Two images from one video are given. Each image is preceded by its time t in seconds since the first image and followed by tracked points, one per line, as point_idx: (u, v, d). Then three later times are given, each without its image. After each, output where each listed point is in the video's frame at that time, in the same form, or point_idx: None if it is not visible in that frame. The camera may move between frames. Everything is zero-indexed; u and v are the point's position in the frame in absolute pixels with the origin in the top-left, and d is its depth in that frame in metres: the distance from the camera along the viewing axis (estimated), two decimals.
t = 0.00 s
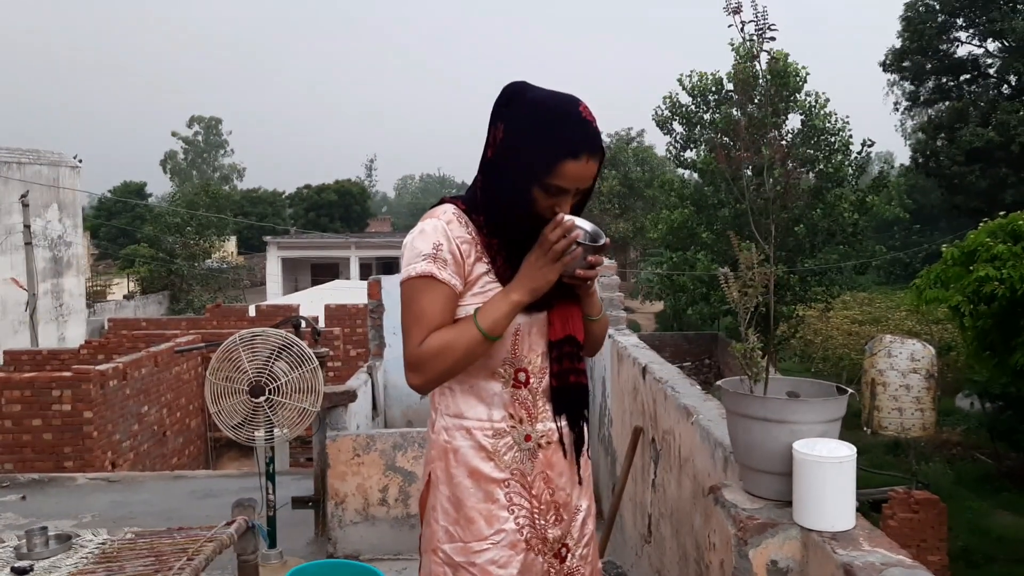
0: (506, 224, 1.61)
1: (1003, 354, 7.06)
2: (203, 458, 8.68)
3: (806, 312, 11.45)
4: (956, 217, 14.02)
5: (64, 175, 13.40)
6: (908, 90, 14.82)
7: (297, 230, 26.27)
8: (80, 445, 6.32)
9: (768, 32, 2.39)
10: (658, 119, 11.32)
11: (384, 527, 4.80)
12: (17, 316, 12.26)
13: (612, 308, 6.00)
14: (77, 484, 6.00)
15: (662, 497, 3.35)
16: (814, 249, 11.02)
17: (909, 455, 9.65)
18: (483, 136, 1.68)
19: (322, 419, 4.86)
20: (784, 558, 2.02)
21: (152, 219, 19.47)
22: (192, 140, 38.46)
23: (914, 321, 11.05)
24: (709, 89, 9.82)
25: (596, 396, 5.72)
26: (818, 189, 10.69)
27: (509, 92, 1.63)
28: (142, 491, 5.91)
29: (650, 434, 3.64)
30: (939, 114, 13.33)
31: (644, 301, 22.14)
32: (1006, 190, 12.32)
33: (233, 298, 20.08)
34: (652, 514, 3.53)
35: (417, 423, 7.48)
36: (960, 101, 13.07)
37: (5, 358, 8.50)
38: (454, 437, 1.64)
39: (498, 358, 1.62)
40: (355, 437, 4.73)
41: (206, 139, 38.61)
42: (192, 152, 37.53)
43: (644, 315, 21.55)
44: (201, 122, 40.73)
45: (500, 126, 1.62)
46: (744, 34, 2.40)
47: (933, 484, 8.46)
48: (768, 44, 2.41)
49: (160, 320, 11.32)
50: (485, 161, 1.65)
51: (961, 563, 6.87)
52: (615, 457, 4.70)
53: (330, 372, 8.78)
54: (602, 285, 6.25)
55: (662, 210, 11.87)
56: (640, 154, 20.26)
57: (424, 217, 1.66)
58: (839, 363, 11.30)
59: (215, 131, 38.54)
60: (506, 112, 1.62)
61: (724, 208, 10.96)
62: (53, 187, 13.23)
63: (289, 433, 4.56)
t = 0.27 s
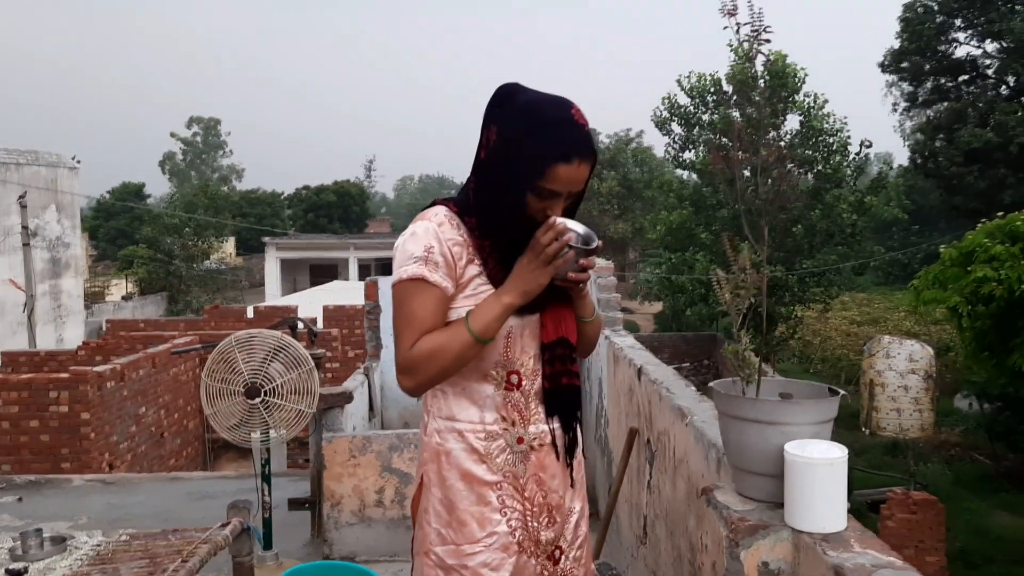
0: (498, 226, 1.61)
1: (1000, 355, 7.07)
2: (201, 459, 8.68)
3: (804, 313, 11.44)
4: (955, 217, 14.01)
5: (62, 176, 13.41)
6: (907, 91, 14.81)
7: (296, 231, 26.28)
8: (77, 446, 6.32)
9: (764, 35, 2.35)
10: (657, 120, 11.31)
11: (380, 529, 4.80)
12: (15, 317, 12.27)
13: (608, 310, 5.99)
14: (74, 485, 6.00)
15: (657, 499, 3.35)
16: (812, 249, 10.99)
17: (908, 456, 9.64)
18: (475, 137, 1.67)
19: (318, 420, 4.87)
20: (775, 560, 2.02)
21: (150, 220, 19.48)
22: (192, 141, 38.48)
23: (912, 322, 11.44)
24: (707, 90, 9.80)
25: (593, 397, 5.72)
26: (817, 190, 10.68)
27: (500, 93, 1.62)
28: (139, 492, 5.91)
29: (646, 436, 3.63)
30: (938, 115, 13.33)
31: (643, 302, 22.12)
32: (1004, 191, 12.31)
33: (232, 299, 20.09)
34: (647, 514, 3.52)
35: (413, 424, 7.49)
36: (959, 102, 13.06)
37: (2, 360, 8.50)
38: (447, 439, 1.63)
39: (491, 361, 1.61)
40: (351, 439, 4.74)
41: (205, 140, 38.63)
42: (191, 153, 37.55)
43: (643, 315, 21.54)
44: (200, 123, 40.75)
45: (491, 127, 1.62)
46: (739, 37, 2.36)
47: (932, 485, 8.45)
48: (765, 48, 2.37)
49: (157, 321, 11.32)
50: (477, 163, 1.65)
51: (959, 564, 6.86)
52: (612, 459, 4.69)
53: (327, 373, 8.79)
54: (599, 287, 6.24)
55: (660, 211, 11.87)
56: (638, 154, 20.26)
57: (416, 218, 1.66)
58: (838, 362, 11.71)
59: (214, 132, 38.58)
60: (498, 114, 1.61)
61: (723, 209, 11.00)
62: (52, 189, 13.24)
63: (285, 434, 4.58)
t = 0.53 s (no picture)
0: (483, 231, 1.60)
1: (987, 357, 7.14)
2: (188, 463, 8.64)
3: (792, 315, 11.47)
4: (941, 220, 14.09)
5: (48, 178, 13.32)
6: (893, 94, 14.89)
7: (285, 232, 26.21)
8: (63, 451, 6.28)
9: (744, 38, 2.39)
10: (646, 123, 11.33)
11: (366, 533, 4.80)
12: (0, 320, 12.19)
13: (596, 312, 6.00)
14: (59, 490, 5.96)
15: (643, 502, 3.35)
16: (800, 252, 10.95)
17: (895, 457, 9.70)
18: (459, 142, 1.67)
19: (304, 424, 4.86)
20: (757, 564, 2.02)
21: (138, 222, 19.39)
22: (180, 142, 38.31)
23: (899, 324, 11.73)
24: (696, 93, 9.82)
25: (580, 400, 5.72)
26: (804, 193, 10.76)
27: (485, 99, 1.62)
28: (125, 497, 5.88)
29: (632, 439, 3.64)
30: (924, 118, 13.42)
31: (632, 304, 22.16)
32: (990, 194, 12.39)
33: (219, 301, 20.00)
34: (634, 518, 3.52)
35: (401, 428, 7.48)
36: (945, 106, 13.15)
37: None
38: (431, 444, 1.63)
39: (475, 366, 1.60)
40: (338, 443, 4.74)
41: (193, 142, 38.47)
42: (179, 155, 37.40)
43: (632, 317, 21.56)
44: (188, 124, 40.59)
45: (475, 132, 1.61)
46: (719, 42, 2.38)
47: (918, 487, 8.49)
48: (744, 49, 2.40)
49: (144, 324, 11.26)
50: (461, 168, 1.64)
51: (945, 565, 6.90)
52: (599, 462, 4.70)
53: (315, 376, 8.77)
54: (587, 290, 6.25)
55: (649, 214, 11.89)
56: (627, 156, 20.29)
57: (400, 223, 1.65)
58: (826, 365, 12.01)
59: (202, 134, 38.43)
60: (482, 119, 1.61)
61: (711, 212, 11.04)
62: (38, 191, 13.16)
63: (272, 438, 4.56)
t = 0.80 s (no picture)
0: (473, 234, 1.60)
1: (979, 360, 7.17)
2: (181, 466, 8.63)
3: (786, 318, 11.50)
4: (934, 224, 14.14)
5: (41, 181, 13.30)
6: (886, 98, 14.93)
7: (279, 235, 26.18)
8: (55, 454, 6.26)
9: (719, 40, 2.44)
10: (639, 126, 11.34)
11: (358, 536, 4.82)
12: None
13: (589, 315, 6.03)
14: (51, 493, 5.94)
15: (635, 505, 3.35)
16: (794, 255, 10.95)
17: (888, 461, 9.73)
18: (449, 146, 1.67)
19: (297, 427, 4.88)
20: (746, 566, 2.02)
21: (131, 225, 19.35)
22: (174, 145, 38.26)
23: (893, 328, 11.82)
24: (689, 97, 9.83)
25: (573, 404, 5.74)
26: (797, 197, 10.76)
27: (475, 103, 1.63)
28: (117, 501, 5.86)
29: (624, 442, 3.64)
30: (917, 122, 13.47)
31: (627, 307, 22.18)
32: (982, 198, 12.45)
33: (213, 305, 19.97)
34: (626, 521, 3.53)
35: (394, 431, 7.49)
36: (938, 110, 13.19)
37: None
38: (421, 446, 1.62)
39: (465, 368, 1.60)
40: (331, 446, 4.77)
41: (188, 144, 38.41)
42: (174, 158, 37.34)
43: (627, 321, 21.59)
44: (182, 127, 40.51)
45: (465, 136, 1.62)
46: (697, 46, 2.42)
47: (912, 490, 8.51)
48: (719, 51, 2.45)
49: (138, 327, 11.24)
50: (451, 171, 1.65)
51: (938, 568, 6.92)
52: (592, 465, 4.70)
53: (309, 379, 8.77)
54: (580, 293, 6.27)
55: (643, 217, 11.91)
56: (622, 160, 20.31)
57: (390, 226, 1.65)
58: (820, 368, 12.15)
59: (196, 137, 38.36)
60: (472, 122, 1.62)
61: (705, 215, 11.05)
62: (31, 194, 13.12)
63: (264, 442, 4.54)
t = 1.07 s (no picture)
0: (472, 238, 1.60)
1: (975, 364, 7.20)
2: (177, 470, 8.61)
3: (782, 322, 11.50)
4: (930, 228, 14.19)
5: (37, 183, 13.25)
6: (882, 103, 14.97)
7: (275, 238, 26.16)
8: (51, 457, 6.24)
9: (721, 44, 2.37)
10: (636, 130, 11.35)
11: (355, 540, 4.82)
12: None
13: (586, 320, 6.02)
14: (46, 497, 5.92)
15: (632, 509, 3.35)
16: (791, 259, 10.95)
17: (884, 464, 9.76)
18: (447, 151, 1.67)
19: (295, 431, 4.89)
20: (745, 571, 2.02)
21: (127, 228, 19.31)
22: (170, 148, 38.20)
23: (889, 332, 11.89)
24: (686, 101, 9.83)
25: (570, 408, 5.74)
26: (793, 200, 10.78)
27: (474, 108, 1.64)
28: (113, 504, 5.85)
29: (621, 446, 3.65)
30: (913, 126, 13.51)
31: (623, 311, 22.19)
32: (978, 202, 12.49)
33: (208, 308, 19.94)
34: (623, 525, 3.53)
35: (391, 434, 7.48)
36: (934, 114, 13.24)
37: None
38: (420, 450, 1.62)
39: (464, 372, 1.60)
40: (328, 450, 4.78)
41: (184, 147, 38.38)
42: (170, 160, 37.32)
43: (623, 324, 21.60)
44: (178, 129, 40.48)
45: (463, 140, 1.62)
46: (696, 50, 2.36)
47: (907, 494, 8.54)
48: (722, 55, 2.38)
49: (134, 330, 11.21)
50: (449, 175, 1.65)
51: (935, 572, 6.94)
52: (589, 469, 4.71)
53: (306, 383, 8.77)
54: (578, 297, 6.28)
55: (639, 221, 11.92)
56: (618, 163, 20.33)
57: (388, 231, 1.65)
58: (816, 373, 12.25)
59: (192, 139, 38.36)
60: (470, 127, 1.62)
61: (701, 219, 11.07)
62: (26, 197, 13.09)
63: (262, 446, 4.54)
